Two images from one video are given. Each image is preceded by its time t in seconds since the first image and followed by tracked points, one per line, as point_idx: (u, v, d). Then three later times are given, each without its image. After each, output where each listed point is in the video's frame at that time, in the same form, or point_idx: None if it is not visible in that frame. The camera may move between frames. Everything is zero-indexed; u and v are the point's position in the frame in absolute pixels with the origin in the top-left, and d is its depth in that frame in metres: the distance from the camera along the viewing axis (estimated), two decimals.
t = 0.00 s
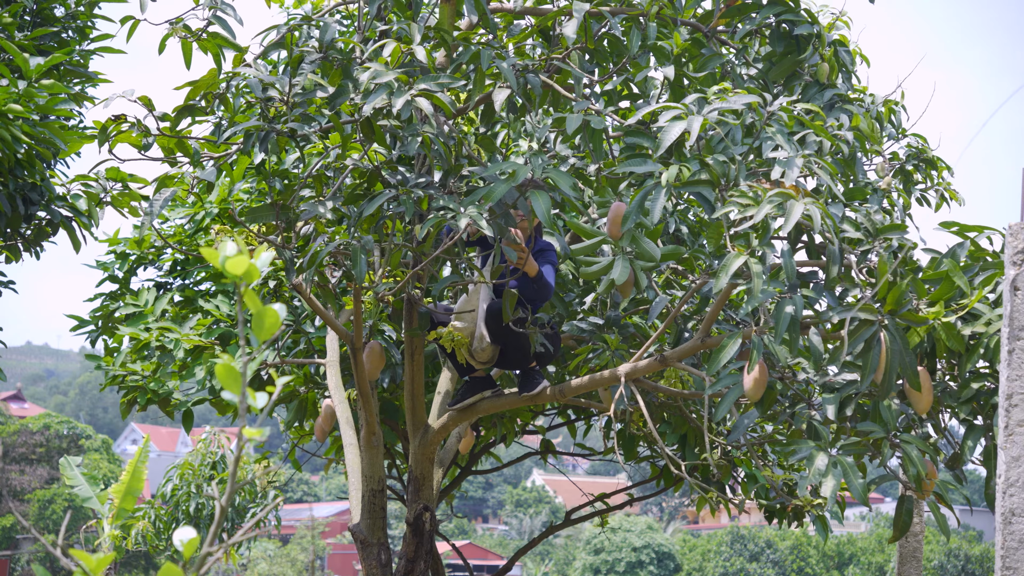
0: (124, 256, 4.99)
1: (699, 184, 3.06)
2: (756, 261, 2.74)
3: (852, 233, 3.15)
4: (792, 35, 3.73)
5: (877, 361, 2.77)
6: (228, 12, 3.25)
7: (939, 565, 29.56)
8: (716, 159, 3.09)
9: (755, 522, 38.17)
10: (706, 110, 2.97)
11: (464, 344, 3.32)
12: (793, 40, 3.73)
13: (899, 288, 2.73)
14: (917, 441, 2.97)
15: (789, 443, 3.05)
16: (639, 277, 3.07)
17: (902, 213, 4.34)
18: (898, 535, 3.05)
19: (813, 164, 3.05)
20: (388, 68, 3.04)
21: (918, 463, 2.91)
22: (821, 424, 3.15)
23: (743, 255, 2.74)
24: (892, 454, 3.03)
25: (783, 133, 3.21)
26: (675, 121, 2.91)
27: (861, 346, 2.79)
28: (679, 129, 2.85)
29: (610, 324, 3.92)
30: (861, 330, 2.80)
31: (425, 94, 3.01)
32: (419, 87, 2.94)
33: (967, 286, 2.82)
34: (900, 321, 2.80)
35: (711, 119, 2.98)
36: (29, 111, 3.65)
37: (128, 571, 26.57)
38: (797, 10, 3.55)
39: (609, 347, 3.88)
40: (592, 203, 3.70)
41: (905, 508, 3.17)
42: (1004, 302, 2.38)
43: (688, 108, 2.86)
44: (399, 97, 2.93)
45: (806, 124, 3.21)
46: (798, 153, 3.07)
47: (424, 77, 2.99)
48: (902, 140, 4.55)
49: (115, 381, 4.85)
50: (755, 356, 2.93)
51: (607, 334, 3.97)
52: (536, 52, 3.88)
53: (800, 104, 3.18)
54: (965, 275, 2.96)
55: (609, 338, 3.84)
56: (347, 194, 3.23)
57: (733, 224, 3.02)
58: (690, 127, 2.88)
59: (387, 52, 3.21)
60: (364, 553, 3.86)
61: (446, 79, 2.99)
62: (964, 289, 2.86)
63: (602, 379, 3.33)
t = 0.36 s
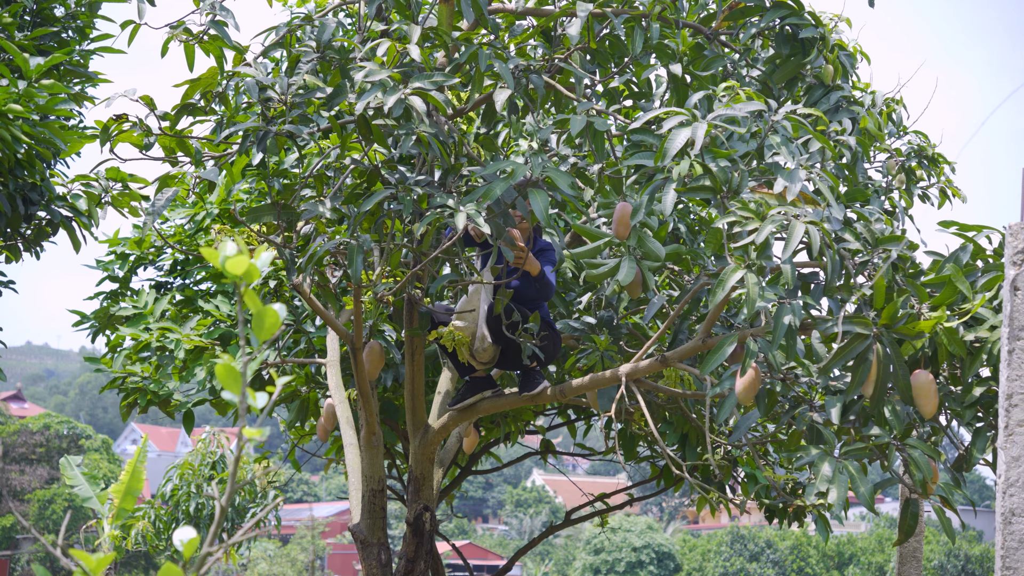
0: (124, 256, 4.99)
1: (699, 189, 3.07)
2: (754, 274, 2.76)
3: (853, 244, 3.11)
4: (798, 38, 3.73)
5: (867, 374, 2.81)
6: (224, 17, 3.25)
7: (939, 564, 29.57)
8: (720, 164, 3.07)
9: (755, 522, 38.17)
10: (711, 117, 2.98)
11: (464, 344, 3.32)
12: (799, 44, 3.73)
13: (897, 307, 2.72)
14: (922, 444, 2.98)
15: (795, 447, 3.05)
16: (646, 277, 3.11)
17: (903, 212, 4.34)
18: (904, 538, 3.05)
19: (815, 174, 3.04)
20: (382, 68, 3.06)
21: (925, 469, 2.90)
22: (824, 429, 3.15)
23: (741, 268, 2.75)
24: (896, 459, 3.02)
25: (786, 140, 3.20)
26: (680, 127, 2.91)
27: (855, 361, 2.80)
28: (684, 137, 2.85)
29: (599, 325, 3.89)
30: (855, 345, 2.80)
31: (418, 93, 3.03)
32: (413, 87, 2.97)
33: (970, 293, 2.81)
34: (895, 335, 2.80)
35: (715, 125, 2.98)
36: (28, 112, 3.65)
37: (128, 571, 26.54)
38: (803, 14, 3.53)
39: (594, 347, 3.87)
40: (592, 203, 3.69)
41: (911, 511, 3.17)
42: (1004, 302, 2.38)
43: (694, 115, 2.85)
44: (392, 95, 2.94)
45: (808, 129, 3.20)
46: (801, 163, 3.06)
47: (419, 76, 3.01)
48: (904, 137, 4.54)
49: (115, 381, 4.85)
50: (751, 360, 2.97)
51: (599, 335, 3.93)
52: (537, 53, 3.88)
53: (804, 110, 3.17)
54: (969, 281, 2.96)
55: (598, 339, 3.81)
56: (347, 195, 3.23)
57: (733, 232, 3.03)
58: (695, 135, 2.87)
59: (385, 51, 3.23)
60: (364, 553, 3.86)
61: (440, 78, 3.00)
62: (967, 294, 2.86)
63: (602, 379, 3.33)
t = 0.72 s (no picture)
0: (123, 256, 4.99)
1: (697, 182, 3.06)
2: (756, 263, 2.75)
3: (852, 228, 3.17)
4: (795, 24, 3.73)
5: (880, 354, 2.77)
6: (221, 13, 3.25)
7: (939, 564, 29.58)
8: (718, 157, 3.06)
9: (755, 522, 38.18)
10: (707, 108, 2.97)
11: (463, 344, 3.32)
12: (797, 30, 3.74)
13: (905, 283, 2.70)
14: (920, 438, 2.98)
15: (793, 441, 3.04)
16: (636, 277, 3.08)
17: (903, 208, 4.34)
18: (902, 533, 3.05)
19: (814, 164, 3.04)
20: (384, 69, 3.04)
21: (923, 462, 2.89)
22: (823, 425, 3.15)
23: (744, 257, 2.73)
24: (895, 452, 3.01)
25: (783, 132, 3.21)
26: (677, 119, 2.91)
27: (866, 341, 2.77)
28: (681, 128, 2.85)
29: (590, 323, 3.86)
30: (865, 324, 2.77)
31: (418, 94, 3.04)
32: (414, 87, 2.98)
33: (971, 280, 2.81)
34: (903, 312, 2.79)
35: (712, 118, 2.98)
36: (28, 112, 3.65)
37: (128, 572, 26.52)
38: None
39: (583, 345, 3.86)
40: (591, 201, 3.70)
41: (909, 506, 3.16)
42: (1004, 301, 2.38)
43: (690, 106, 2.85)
44: (395, 96, 2.94)
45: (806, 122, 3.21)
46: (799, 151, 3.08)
47: (420, 77, 3.02)
48: (904, 133, 4.55)
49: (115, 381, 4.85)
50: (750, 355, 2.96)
51: (587, 332, 3.89)
52: (535, 51, 3.88)
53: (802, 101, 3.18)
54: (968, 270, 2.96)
55: (585, 336, 3.78)
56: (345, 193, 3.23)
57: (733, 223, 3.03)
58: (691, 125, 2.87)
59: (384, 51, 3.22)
60: (364, 553, 3.86)
61: (442, 80, 3.02)
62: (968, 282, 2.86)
63: (601, 378, 3.33)
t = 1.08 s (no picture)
0: (123, 256, 4.99)
1: (697, 174, 3.05)
2: (756, 251, 2.75)
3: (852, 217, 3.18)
4: (787, 18, 3.79)
5: (886, 340, 2.80)
6: (214, 16, 3.25)
7: (939, 564, 29.61)
8: (715, 150, 3.09)
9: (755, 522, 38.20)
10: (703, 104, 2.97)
11: (462, 344, 3.32)
12: (788, 23, 3.79)
13: (905, 267, 2.78)
14: (917, 433, 2.98)
15: (789, 435, 3.04)
16: (626, 277, 3.06)
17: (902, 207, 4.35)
18: (898, 528, 3.05)
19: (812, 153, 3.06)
20: (372, 61, 3.05)
21: (920, 456, 2.92)
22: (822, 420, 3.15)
23: (743, 244, 2.74)
24: (891, 446, 3.03)
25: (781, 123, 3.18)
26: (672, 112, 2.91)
27: (871, 327, 2.80)
28: (677, 119, 2.85)
29: (593, 319, 3.84)
30: (869, 310, 2.81)
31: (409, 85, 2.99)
32: (404, 78, 2.93)
33: (966, 281, 2.81)
34: (903, 301, 2.86)
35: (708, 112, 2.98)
36: (28, 112, 3.65)
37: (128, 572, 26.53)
38: None
39: (587, 342, 3.85)
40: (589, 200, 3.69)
41: (905, 502, 3.17)
42: (1004, 301, 2.38)
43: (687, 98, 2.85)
44: (383, 87, 2.91)
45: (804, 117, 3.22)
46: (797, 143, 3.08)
47: (411, 68, 2.98)
48: (902, 133, 4.55)
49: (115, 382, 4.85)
50: (752, 350, 2.96)
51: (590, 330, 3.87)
52: (532, 50, 3.88)
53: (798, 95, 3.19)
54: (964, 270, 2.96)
55: (591, 334, 3.78)
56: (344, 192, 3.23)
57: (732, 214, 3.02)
58: (688, 118, 2.87)
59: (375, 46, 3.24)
60: (364, 553, 3.86)
61: (432, 69, 2.98)
62: (964, 283, 2.86)
63: (601, 378, 3.33)
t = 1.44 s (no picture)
0: (123, 256, 4.99)
1: (690, 180, 3.08)
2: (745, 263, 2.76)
3: (844, 231, 3.13)
4: (786, 24, 3.75)
5: (866, 357, 2.79)
6: (209, 18, 3.25)
7: (938, 564, 29.61)
8: (710, 155, 3.06)
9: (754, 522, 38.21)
10: (699, 107, 2.97)
11: (463, 344, 3.32)
12: (787, 30, 3.76)
13: (892, 287, 2.71)
14: (917, 435, 2.98)
15: (784, 439, 3.03)
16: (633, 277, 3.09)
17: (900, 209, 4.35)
18: (893, 530, 3.04)
19: (804, 163, 3.03)
20: (365, 69, 3.05)
21: (913, 460, 2.89)
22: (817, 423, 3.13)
23: (732, 258, 2.76)
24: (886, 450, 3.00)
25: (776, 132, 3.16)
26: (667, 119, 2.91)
27: (851, 344, 2.79)
28: (673, 128, 2.84)
29: (603, 324, 3.88)
30: (851, 327, 2.80)
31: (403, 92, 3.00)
32: (397, 87, 2.94)
33: (960, 279, 2.82)
34: (890, 317, 2.79)
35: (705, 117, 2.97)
36: (28, 112, 3.65)
37: (129, 572, 26.53)
38: None
39: (600, 346, 3.88)
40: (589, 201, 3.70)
41: (901, 502, 3.16)
42: (1004, 300, 2.38)
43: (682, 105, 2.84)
44: (376, 96, 2.92)
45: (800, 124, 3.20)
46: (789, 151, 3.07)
47: (403, 76, 2.97)
48: (901, 135, 4.55)
49: (115, 381, 4.85)
50: (748, 351, 2.95)
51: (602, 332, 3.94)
52: (532, 51, 3.88)
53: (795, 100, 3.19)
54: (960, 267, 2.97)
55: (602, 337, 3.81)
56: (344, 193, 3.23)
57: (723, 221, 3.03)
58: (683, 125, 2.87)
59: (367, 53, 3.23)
60: (364, 553, 3.86)
61: (424, 77, 2.96)
62: (958, 282, 2.87)
63: (600, 378, 3.33)
